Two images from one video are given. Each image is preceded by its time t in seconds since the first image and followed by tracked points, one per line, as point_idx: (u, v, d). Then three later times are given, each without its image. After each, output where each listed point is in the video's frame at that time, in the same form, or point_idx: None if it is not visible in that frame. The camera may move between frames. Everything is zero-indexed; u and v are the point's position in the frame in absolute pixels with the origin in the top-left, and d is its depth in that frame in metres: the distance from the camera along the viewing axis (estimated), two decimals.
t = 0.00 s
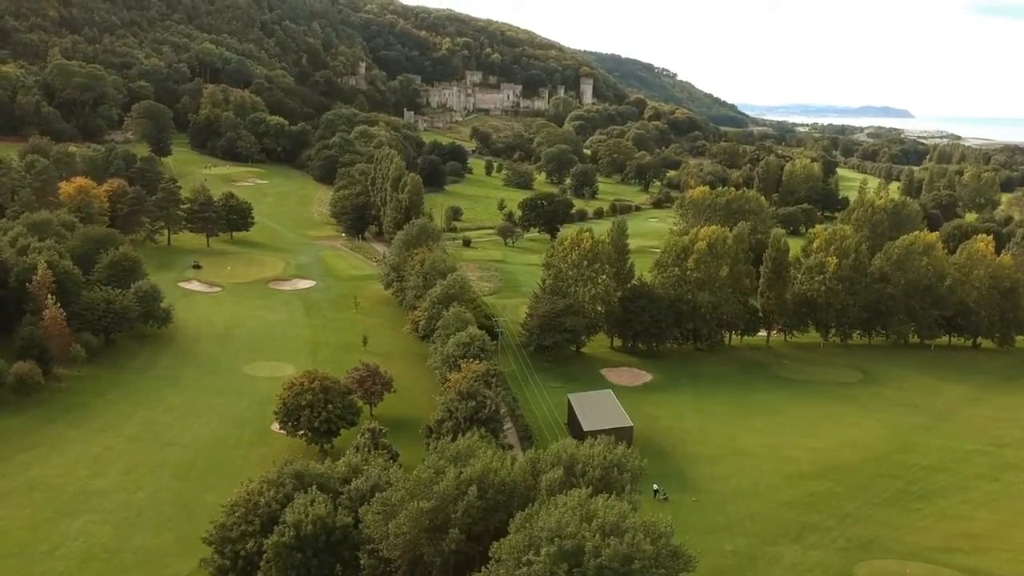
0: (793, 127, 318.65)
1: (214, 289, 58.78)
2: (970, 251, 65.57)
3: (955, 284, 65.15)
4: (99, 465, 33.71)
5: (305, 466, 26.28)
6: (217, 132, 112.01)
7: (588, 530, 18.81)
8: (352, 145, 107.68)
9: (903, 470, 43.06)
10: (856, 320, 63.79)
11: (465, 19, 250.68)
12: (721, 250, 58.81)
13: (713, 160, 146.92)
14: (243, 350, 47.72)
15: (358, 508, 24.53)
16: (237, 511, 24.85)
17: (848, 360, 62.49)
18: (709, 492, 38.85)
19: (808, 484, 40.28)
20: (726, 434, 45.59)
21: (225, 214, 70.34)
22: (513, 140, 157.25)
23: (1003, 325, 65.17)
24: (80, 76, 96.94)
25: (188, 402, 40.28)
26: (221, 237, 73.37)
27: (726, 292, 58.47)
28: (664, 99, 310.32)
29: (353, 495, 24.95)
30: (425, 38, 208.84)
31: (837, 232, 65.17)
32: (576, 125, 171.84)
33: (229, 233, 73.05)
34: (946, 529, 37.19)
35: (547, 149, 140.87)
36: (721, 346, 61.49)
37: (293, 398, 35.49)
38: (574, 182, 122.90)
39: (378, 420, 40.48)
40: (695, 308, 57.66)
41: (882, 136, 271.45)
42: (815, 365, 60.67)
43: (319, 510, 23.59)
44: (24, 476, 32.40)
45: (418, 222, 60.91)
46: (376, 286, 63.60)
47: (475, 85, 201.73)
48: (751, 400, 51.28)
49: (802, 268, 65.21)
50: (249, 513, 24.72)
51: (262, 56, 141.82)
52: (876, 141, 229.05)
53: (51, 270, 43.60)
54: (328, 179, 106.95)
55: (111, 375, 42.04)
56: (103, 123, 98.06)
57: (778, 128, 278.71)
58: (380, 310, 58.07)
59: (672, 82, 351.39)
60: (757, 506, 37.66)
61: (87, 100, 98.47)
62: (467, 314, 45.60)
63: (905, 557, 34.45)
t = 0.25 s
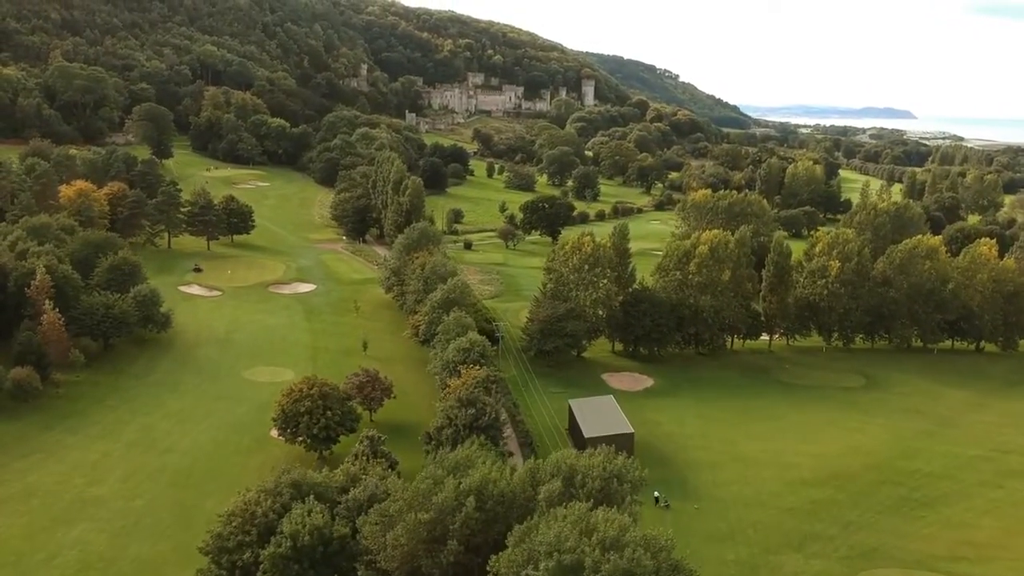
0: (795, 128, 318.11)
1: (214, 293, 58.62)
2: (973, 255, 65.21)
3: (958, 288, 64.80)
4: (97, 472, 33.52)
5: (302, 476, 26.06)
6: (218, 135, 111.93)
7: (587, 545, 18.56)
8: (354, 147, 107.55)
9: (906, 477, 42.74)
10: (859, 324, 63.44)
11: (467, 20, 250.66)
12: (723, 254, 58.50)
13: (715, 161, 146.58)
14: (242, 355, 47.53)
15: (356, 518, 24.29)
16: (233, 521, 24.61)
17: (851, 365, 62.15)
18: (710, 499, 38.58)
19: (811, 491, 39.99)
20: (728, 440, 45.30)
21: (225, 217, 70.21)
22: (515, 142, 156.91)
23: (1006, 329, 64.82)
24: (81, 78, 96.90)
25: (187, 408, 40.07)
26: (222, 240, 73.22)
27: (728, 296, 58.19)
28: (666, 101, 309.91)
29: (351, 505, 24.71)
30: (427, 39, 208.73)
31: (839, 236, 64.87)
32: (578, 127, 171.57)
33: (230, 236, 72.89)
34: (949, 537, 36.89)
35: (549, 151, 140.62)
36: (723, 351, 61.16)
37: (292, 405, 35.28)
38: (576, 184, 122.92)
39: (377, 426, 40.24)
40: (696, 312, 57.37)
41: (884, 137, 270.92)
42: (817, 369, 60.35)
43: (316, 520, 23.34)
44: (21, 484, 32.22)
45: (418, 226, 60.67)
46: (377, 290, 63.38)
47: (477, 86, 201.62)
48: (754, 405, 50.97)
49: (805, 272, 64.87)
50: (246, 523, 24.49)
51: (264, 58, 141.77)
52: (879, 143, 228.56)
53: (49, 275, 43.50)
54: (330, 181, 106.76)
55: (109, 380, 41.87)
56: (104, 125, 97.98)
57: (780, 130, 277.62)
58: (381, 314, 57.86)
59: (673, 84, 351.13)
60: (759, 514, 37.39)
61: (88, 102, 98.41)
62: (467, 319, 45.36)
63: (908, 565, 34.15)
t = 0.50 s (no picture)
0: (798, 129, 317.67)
1: (214, 295, 58.46)
2: (976, 257, 64.85)
3: (961, 290, 64.46)
4: (95, 476, 33.33)
5: (301, 481, 25.83)
6: (219, 136, 111.81)
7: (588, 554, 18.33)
8: (355, 149, 107.43)
9: (909, 481, 42.44)
10: (862, 327, 63.09)
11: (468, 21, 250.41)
12: (725, 256, 58.18)
13: (717, 162, 146.25)
14: (242, 357, 47.33)
15: (354, 524, 24.06)
16: (231, 527, 24.38)
17: (853, 367, 61.82)
18: (713, 504, 38.29)
19: (813, 496, 39.70)
20: (730, 443, 45.04)
21: (226, 218, 70.06)
22: (517, 142, 156.58)
23: (1009, 331, 64.47)
24: (82, 79, 96.83)
25: (186, 411, 39.87)
26: (222, 241, 73.07)
27: (730, 298, 57.90)
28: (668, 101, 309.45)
29: (349, 511, 24.48)
30: (429, 40, 208.57)
31: (842, 238, 64.55)
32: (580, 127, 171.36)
33: (230, 238, 72.72)
34: (952, 541, 36.60)
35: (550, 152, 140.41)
36: (726, 353, 60.83)
37: (291, 408, 35.07)
38: (578, 185, 122.86)
39: (377, 429, 40.02)
40: (698, 314, 57.05)
41: (887, 138, 270.41)
42: (820, 372, 60.03)
43: (314, 527, 23.10)
44: (18, 488, 32.03)
45: (419, 228, 60.43)
46: (377, 292, 63.18)
47: (479, 87, 201.37)
48: (756, 408, 50.68)
49: (807, 274, 64.52)
50: (243, 529, 24.26)
51: (265, 59, 141.66)
52: (882, 143, 227.98)
53: (48, 277, 43.37)
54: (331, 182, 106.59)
55: (108, 383, 41.70)
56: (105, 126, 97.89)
57: (782, 130, 277.08)
58: (381, 316, 57.63)
59: (675, 85, 350.65)
60: (761, 519, 37.11)
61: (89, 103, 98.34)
62: (468, 322, 45.11)
63: (912, 570, 33.87)
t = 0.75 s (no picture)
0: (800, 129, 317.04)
1: (214, 296, 58.30)
2: (979, 258, 64.45)
3: (965, 291, 64.07)
4: (93, 480, 33.14)
5: (298, 486, 25.59)
6: (220, 136, 111.68)
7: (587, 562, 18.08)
8: (356, 149, 107.27)
9: (913, 484, 42.13)
10: (865, 328, 62.75)
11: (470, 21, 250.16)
12: (727, 258, 57.82)
13: (719, 162, 145.84)
14: (242, 359, 47.16)
15: (351, 530, 23.82)
16: (227, 532, 24.16)
17: (856, 369, 61.49)
18: (714, 508, 38.02)
19: (816, 500, 39.42)
20: (732, 446, 44.75)
21: (226, 219, 69.88)
22: (519, 143, 156.12)
23: (1013, 333, 64.08)
24: (84, 80, 96.75)
25: (185, 414, 39.65)
26: (223, 242, 72.92)
27: (732, 300, 57.57)
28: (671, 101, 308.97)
29: (347, 516, 24.27)
30: (431, 40, 208.38)
31: (844, 239, 64.20)
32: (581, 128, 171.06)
33: (231, 238, 72.56)
34: (956, 546, 36.31)
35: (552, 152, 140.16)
36: (728, 355, 60.48)
37: (290, 411, 34.85)
38: (579, 185, 122.64)
39: (377, 432, 39.78)
40: (700, 316, 56.72)
41: (890, 138, 269.70)
42: (823, 374, 59.70)
43: (311, 532, 22.87)
44: (16, 492, 31.86)
45: (420, 229, 60.16)
46: (378, 293, 62.95)
47: (480, 87, 201.14)
48: (758, 411, 50.36)
49: (810, 275, 64.17)
50: (240, 534, 24.04)
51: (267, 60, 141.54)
52: (885, 143, 227.31)
53: (47, 279, 43.20)
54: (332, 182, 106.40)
55: (107, 385, 41.54)
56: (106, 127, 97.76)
57: (785, 130, 276.46)
58: (381, 317, 57.40)
59: (677, 85, 350.08)
60: (763, 523, 36.84)
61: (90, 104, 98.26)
62: (468, 324, 44.85)
63: None
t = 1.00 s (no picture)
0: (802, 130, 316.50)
1: (214, 298, 58.10)
2: (983, 259, 64.06)
3: (968, 293, 63.70)
4: (91, 483, 32.92)
5: (295, 491, 25.33)
6: (222, 137, 111.55)
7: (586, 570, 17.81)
8: (357, 150, 107.14)
9: (917, 488, 41.77)
10: (868, 330, 62.39)
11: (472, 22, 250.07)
12: (729, 259, 57.44)
13: (721, 163, 145.48)
14: (242, 361, 46.93)
15: (349, 536, 23.55)
16: (224, 538, 23.90)
17: (859, 371, 61.13)
18: (716, 512, 37.71)
19: (819, 504, 39.07)
20: (735, 450, 44.43)
21: (227, 221, 69.67)
22: (520, 143, 156.07)
23: (1017, 335, 63.70)
24: (85, 80, 96.60)
25: (183, 417, 39.43)
26: (224, 243, 72.75)
27: (734, 301, 57.24)
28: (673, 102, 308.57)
29: (345, 521, 24.02)
30: (433, 41, 208.29)
31: (847, 240, 63.86)
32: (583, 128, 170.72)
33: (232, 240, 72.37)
34: (960, 550, 35.96)
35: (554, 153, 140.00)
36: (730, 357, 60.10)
37: (289, 415, 34.59)
38: (581, 186, 122.41)
39: (376, 435, 39.51)
40: (702, 317, 56.38)
41: (893, 138, 269.05)
42: (825, 376, 59.35)
43: (308, 538, 22.61)
44: (13, 496, 31.64)
45: (420, 231, 59.90)
46: (378, 294, 62.71)
47: (482, 88, 200.92)
48: (760, 414, 50.02)
49: (812, 276, 63.82)
50: (237, 540, 23.79)
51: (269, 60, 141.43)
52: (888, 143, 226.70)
53: (46, 281, 43.04)
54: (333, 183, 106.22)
55: (106, 388, 41.34)
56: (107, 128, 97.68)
57: (788, 130, 275.93)
58: (382, 319, 57.15)
59: (680, 86, 349.66)
60: (765, 527, 36.54)
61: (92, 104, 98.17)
62: (469, 326, 44.57)
63: None
